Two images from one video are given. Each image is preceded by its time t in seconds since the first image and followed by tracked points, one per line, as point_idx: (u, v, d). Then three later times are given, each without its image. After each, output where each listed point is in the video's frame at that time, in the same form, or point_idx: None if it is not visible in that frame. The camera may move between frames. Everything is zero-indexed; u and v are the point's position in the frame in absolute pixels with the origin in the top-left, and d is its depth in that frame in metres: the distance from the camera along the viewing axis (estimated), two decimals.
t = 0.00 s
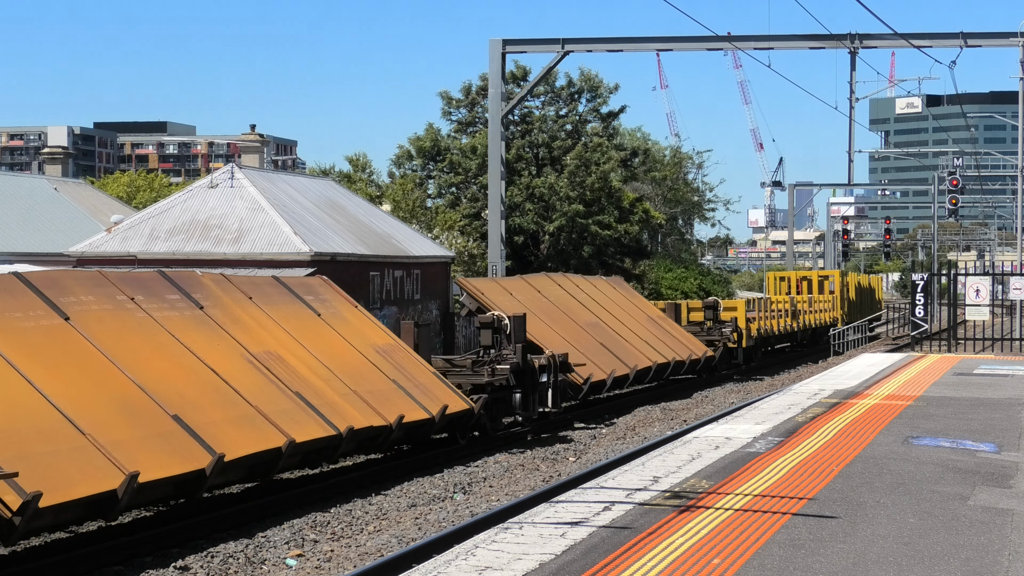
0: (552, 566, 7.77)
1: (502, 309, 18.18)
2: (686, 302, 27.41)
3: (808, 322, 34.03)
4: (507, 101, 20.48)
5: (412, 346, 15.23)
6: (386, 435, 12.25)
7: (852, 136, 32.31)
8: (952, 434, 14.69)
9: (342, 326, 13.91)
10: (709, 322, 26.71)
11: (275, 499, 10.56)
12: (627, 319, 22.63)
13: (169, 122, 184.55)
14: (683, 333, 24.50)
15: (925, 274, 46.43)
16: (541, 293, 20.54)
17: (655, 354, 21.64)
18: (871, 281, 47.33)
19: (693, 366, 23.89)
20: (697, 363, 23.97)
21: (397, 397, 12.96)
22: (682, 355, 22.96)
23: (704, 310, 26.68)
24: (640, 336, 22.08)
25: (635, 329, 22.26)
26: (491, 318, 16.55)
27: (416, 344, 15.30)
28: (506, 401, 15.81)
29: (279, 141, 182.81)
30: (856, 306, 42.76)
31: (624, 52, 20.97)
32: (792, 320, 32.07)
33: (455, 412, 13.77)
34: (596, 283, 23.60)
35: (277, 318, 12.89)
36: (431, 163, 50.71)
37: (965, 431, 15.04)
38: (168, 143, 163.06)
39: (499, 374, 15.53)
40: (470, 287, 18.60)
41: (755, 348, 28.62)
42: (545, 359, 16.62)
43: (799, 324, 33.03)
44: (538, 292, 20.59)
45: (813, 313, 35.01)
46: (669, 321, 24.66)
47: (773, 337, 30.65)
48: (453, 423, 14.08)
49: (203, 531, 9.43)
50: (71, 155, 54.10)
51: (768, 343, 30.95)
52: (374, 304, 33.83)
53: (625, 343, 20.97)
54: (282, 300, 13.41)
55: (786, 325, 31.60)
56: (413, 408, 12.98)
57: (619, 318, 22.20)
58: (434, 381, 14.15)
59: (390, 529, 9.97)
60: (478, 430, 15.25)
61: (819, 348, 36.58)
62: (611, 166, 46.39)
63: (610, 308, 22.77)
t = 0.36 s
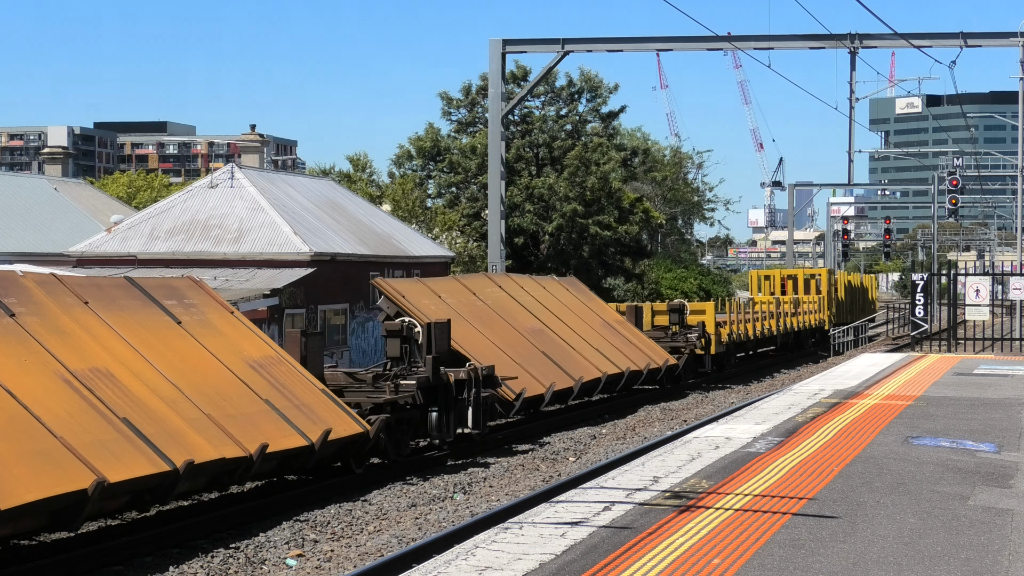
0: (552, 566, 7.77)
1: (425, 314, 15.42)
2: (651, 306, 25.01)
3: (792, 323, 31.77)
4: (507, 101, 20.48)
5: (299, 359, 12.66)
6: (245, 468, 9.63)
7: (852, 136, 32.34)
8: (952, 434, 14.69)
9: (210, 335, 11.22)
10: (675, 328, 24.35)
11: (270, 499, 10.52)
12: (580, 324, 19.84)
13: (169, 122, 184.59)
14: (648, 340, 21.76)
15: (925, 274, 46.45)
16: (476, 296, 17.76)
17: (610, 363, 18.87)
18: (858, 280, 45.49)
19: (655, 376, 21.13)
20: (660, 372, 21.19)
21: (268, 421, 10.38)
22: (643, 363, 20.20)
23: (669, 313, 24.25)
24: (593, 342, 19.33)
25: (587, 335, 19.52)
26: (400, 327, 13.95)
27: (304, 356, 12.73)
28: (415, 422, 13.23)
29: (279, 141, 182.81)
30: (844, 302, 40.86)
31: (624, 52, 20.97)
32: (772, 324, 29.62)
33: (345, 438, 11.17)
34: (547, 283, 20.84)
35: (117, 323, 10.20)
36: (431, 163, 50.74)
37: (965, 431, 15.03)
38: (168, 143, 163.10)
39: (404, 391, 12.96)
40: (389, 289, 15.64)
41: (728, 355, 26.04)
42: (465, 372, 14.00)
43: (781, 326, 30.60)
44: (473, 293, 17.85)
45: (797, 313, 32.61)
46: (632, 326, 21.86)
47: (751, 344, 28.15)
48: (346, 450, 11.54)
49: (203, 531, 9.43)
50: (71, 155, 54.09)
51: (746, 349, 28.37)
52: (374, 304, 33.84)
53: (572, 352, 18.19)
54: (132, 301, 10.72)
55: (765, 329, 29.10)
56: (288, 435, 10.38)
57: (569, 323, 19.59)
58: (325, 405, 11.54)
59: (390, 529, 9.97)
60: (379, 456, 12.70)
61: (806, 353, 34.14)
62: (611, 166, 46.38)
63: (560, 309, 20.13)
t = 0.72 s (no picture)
0: (552, 566, 7.76)
1: (321, 321, 13.21)
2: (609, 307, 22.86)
3: (768, 328, 29.61)
4: (507, 101, 20.47)
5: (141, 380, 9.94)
6: (33, 521, 7.59)
7: (852, 136, 32.34)
8: (952, 434, 14.68)
9: (18, 349, 8.98)
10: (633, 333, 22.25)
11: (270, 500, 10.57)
12: (518, 332, 17.62)
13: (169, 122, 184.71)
14: (599, 349, 19.59)
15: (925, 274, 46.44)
16: (394, 301, 15.51)
17: (550, 375, 16.67)
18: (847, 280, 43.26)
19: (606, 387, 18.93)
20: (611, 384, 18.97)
21: (77, 458, 8.25)
22: (590, 374, 17.97)
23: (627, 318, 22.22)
24: (532, 352, 17.14)
25: (527, 343, 17.34)
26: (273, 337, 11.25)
27: (146, 375, 9.99)
28: (289, 454, 11.06)
29: (279, 141, 182.78)
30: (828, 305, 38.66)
31: (624, 51, 20.97)
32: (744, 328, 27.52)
33: (185, 476, 9.00)
34: (485, 288, 18.57)
35: None
36: (431, 163, 50.77)
37: (965, 431, 15.03)
38: (168, 143, 163.22)
39: (270, 416, 10.82)
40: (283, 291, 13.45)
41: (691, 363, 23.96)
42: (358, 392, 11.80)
43: (756, 331, 28.46)
44: (391, 298, 15.63)
45: (775, 317, 30.47)
46: (582, 331, 19.66)
47: (721, 350, 26.03)
48: (187, 489, 9.36)
49: (203, 532, 9.45)
50: (71, 155, 54.09)
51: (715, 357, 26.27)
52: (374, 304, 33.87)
53: (505, 363, 15.97)
54: None
55: (737, 335, 26.95)
56: (104, 473, 8.29)
57: (506, 329, 17.41)
58: (161, 434, 9.26)
59: (390, 529, 9.96)
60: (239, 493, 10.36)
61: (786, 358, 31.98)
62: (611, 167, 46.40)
63: (498, 314, 17.94)
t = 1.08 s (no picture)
0: (552, 566, 7.77)
1: (183, 331, 10.52)
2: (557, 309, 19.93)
3: (738, 334, 27.05)
4: (507, 101, 20.48)
5: None
6: None
7: (852, 136, 32.32)
8: (952, 434, 14.68)
9: None
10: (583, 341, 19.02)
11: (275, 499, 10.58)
12: (444, 342, 14.85)
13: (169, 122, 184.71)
14: (542, 359, 16.94)
15: (925, 274, 46.46)
16: (287, 302, 12.62)
17: (475, 393, 14.00)
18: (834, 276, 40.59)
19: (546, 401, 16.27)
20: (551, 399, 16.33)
21: None
22: (526, 389, 15.30)
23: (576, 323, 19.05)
24: (457, 366, 14.41)
25: (453, 353, 14.71)
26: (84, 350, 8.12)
27: None
28: (106, 499, 8.15)
29: (279, 141, 182.83)
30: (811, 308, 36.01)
31: (624, 52, 20.97)
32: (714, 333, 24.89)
33: None
34: (409, 288, 15.70)
35: None
36: (431, 163, 50.79)
37: (965, 431, 15.03)
38: (168, 143, 163.33)
39: (74, 450, 7.78)
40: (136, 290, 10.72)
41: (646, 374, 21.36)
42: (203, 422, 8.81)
43: (727, 336, 25.98)
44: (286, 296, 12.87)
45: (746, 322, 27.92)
46: (521, 338, 17.04)
47: (683, 359, 23.46)
48: None
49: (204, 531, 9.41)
50: (71, 155, 54.11)
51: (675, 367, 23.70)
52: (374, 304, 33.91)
53: (420, 380, 13.24)
54: None
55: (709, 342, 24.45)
56: None
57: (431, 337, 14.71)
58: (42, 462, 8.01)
59: (390, 529, 9.97)
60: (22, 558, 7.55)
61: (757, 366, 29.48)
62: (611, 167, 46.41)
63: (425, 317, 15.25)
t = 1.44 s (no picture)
0: (552, 566, 7.77)
1: None
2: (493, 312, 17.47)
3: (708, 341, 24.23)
4: (507, 101, 20.47)
5: None
6: None
7: (851, 136, 32.25)
8: (952, 434, 14.68)
9: None
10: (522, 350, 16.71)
11: (275, 498, 10.69)
12: (335, 354, 12.75)
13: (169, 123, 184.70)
14: (464, 373, 14.81)
15: (925, 274, 46.46)
16: (134, 309, 10.69)
17: (365, 410, 11.89)
18: (821, 274, 37.33)
19: (463, 420, 14.02)
20: (469, 416, 14.07)
21: None
22: (437, 408, 13.09)
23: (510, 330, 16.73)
24: (349, 379, 12.34)
25: (347, 369, 12.57)
26: None
27: None
28: None
29: (279, 141, 182.84)
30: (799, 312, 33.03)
31: (624, 51, 20.97)
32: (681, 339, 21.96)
33: None
34: (299, 292, 13.61)
35: None
36: (431, 163, 50.79)
37: (966, 431, 15.02)
38: (168, 143, 163.32)
39: None
40: None
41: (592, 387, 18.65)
42: None
43: (701, 341, 23.26)
44: (132, 307, 10.76)
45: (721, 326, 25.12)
46: (437, 350, 14.86)
47: (644, 369, 20.64)
48: None
49: (202, 532, 9.43)
50: (71, 156, 54.12)
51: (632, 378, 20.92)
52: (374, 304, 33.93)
53: (298, 399, 11.15)
54: None
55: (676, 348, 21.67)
56: None
57: (318, 350, 12.55)
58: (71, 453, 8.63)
59: (390, 529, 9.97)
60: None
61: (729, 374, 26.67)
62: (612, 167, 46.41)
63: (315, 329, 13.04)
